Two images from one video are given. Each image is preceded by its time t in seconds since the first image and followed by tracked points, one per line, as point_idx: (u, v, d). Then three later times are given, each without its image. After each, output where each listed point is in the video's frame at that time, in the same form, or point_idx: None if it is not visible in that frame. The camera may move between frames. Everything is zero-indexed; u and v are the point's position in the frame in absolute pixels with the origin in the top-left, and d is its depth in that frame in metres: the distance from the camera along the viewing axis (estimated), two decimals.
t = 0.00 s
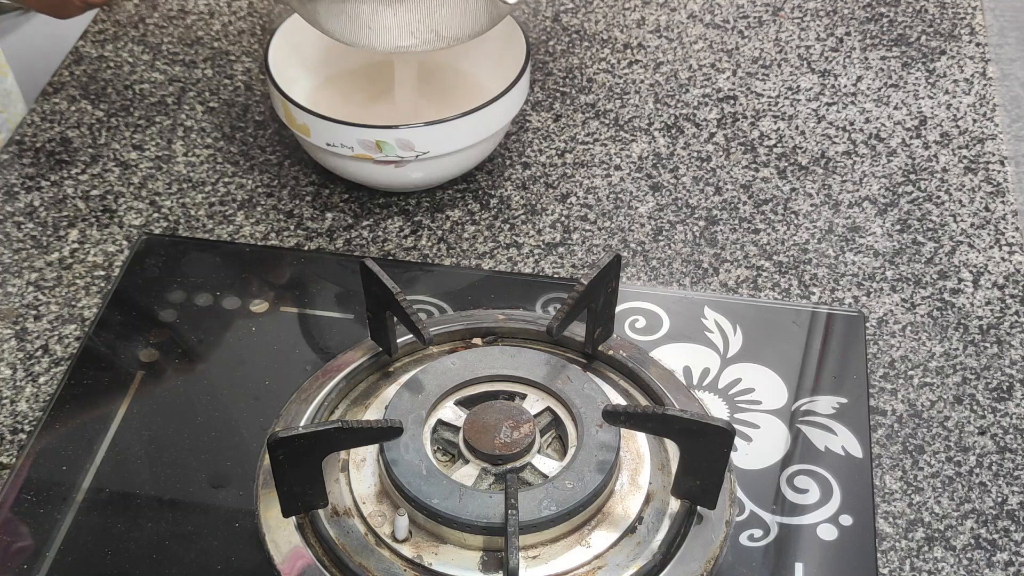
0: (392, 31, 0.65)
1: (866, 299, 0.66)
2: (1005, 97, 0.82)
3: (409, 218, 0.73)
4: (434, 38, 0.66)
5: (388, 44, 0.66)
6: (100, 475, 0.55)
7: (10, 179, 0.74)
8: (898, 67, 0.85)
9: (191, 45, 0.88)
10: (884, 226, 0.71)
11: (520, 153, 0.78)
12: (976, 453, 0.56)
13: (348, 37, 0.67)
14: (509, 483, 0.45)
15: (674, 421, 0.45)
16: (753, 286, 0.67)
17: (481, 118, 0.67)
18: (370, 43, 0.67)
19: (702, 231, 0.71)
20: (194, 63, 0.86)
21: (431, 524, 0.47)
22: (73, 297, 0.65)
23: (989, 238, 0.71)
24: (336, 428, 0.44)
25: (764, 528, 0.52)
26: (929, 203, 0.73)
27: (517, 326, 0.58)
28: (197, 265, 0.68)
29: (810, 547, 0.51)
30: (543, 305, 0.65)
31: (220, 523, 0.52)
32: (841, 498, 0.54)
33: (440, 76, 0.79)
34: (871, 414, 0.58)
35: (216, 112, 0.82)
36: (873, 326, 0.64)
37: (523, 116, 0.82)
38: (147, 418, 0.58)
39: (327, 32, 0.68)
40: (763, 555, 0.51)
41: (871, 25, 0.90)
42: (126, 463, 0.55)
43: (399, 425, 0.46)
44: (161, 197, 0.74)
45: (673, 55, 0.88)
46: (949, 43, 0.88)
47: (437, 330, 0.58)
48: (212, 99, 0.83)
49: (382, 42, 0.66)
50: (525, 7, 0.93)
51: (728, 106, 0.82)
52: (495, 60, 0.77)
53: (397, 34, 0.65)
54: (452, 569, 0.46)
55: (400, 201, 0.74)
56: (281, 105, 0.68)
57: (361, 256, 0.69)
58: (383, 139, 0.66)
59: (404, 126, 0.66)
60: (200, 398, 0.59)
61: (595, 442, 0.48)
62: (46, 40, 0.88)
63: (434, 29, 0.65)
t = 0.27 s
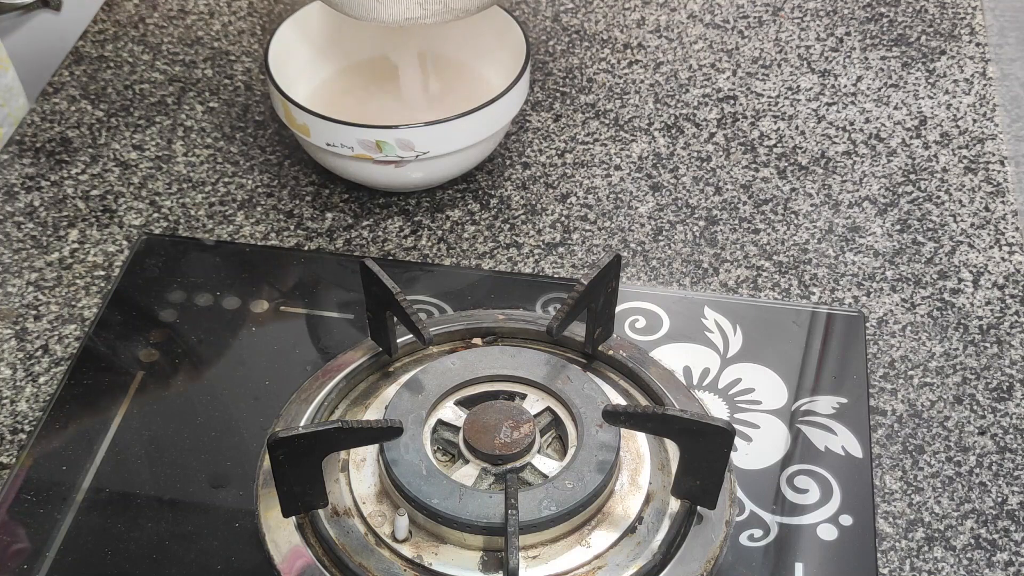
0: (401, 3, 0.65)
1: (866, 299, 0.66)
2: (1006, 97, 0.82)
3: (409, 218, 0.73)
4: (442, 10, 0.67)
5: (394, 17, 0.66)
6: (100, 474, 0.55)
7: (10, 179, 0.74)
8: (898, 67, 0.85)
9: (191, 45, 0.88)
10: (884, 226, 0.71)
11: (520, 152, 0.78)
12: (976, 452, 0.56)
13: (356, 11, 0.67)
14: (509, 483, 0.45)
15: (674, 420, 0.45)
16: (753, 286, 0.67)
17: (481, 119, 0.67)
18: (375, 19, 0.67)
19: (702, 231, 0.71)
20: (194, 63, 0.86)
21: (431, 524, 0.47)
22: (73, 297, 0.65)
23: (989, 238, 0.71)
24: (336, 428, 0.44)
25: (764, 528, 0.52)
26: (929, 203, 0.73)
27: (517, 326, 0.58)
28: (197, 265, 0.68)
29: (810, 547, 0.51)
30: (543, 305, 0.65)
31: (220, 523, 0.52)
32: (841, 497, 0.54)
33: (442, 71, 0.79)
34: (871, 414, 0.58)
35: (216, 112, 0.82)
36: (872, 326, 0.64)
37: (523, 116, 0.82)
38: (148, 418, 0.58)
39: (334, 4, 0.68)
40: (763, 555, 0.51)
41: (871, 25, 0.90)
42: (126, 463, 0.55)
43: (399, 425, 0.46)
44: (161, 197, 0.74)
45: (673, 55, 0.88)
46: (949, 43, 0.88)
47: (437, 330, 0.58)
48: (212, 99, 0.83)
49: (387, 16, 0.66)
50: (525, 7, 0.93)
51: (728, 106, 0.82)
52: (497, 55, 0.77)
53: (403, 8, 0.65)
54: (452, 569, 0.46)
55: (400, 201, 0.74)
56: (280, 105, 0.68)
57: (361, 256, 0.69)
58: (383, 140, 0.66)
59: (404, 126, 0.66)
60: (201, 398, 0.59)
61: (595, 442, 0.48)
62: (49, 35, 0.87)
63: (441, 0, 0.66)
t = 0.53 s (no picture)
0: None
1: (866, 299, 0.66)
2: (1006, 97, 0.82)
3: (409, 218, 0.73)
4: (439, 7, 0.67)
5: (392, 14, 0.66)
6: (100, 475, 0.55)
7: (10, 179, 0.74)
8: (898, 67, 0.85)
9: (191, 45, 0.88)
10: (884, 226, 0.71)
11: (520, 153, 0.78)
12: (976, 452, 0.56)
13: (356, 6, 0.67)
14: (509, 483, 0.45)
15: (673, 420, 0.45)
16: (753, 286, 0.67)
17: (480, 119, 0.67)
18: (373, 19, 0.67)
19: (702, 231, 0.71)
20: (194, 63, 0.86)
21: (431, 524, 0.47)
22: (73, 297, 0.65)
23: (989, 238, 0.71)
24: (335, 428, 0.44)
25: (765, 528, 0.52)
26: (929, 203, 0.73)
27: (517, 326, 0.58)
28: (197, 265, 0.68)
29: (810, 547, 0.51)
30: (543, 305, 0.65)
31: (220, 523, 0.52)
32: (841, 497, 0.54)
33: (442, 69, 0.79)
34: (871, 414, 0.58)
35: (216, 112, 0.82)
36: (872, 326, 0.64)
37: (523, 116, 0.82)
38: (148, 419, 0.58)
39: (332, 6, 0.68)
40: (763, 555, 0.51)
41: (871, 25, 0.90)
42: (126, 463, 0.55)
43: (399, 425, 0.46)
44: (161, 197, 0.74)
45: (673, 55, 0.88)
46: (949, 43, 0.88)
47: (437, 330, 0.58)
48: (212, 99, 0.83)
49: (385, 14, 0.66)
50: (525, 7, 0.93)
51: (728, 106, 0.82)
52: (498, 56, 0.77)
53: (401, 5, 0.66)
54: (452, 569, 0.46)
55: (400, 201, 0.74)
56: (280, 105, 0.68)
57: (361, 256, 0.69)
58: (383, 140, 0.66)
59: (404, 126, 0.66)
60: (201, 399, 0.59)
61: (595, 442, 0.48)
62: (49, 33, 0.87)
63: None
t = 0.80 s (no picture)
0: (394, 7, 0.65)
1: (866, 299, 0.66)
2: (1006, 97, 0.82)
3: (409, 218, 0.73)
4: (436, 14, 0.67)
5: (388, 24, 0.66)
6: (100, 475, 0.55)
7: (10, 179, 0.74)
8: (898, 67, 0.85)
9: (191, 45, 0.88)
10: (884, 226, 0.71)
11: (520, 153, 0.78)
12: (976, 452, 0.56)
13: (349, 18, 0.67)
14: (509, 483, 0.45)
15: (673, 420, 0.45)
16: (753, 286, 0.67)
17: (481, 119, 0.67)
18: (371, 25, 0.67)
19: (702, 231, 0.71)
20: (194, 63, 0.86)
21: (431, 524, 0.47)
22: (73, 297, 0.65)
23: (989, 238, 0.71)
24: (335, 428, 0.44)
25: (765, 528, 0.52)
26: (929, 203, 0.73)
27: (517, 326, 0.58)
28: (197, 266, 0.68)
29: (810, 547, 0.51)
30: (543, 305, 0.65)
31: (220, 523, 0.52)
32: (841, 497, 0.54)
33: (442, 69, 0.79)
34: (871, 414, 0.58)
35: (216, 112, 0.82)
36: (872, 326, 0.64)
37: (523, 117, 0.82)
38: (148, 419, 0.58)
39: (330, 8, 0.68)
40: (763, 554, 0.51)
41: (871, 25, 0.90)
42: (126, 463, 0.55)
43: (399, 425, 0.46)
44: (161, 196, 0.74)
45: (673, 55, 0.88)
46: (949, 43, 0.88)
47: (437, 329, 0.58)
48: (212, 99, 0.83)
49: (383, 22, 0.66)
50: (525, 7, 0.93)
51: (728, 106, 0.82)
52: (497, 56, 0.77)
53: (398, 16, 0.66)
54: (452, 569, 0.46)
55: (400, 201, 0.74)
56: (280, 105, 0.68)
57: (361, 256, 0.69)
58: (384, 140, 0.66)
59: (404, 126, 0.66)
60: (201, 398, 0.59)
61: (595, 442, 0.48)
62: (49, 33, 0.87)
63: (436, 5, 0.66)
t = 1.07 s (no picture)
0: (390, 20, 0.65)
1: (866, 299, 0.66)
2: (1006, 97, 0.82)
3: (409, 218, 0.73)
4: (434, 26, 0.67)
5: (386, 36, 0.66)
6: (100, 475, 0.55)
7: (10, 179, 0.74)
8: (898, 67, 0.85)
9: (191, 45, 0.88)
10: (884, 226, 0.71)
11: (520, 153, 0.78)
12: (976, 452, 0.56)
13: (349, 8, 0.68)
14: (509, 483, 0.45)
15: (673, 420, 0.45)
16: (753, 286, 0.67)
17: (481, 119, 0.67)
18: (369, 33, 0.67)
19: (702, 231, 0.71)
20: (194, 63, 0.86)
21: (431, 524, 0.47)
22: (73, 297, 0.65)
23: (989, 238, 0.71)
24: (336, 428, 0.44)
25: (765, 528, 0.52)
26: (929, 203, 0.73)
27: (517, 326, 0.58)
28: (197, 266, 0.68)
29: (810, 547, 0.51)
30: (543, 305, 0.65)
31: (220, 523, 0.52)
32: (841, 497, 0.54)
33: (440, 67, 0.79)
34: (871, 414, 0.58)
35: (216, 112, 0.82)
36: (872, 326, 0.64)
37: (523, 116, 0.82)
38: (148, 419, 0.58)
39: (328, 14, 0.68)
40: (763, 555, 0.51)
41: (871, 25, 0.90)
42: (126, 463, 0.55)
43: (399, 425, 0.46)
44: (161, 196, 0.74)
45: (673, 55, 0.88)
46: (949, 43, 0.88)
47: (437, 329, 0.58)
48: (212, 99, 0.83)
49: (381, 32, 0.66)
50: (525, 7, 0.93)
51: (728, 106, 0.82)
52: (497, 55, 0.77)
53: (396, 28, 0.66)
54: (452, 569, 0.46)
55: (400, 201, 0.74)
56: (280, 105, 0.68)
57: (361, 256, 0.69)
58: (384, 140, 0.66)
59: (404, 126, 0.66)
60: (201, 398, 0.59)
61: (595, 442, 0.48)
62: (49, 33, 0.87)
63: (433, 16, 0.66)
